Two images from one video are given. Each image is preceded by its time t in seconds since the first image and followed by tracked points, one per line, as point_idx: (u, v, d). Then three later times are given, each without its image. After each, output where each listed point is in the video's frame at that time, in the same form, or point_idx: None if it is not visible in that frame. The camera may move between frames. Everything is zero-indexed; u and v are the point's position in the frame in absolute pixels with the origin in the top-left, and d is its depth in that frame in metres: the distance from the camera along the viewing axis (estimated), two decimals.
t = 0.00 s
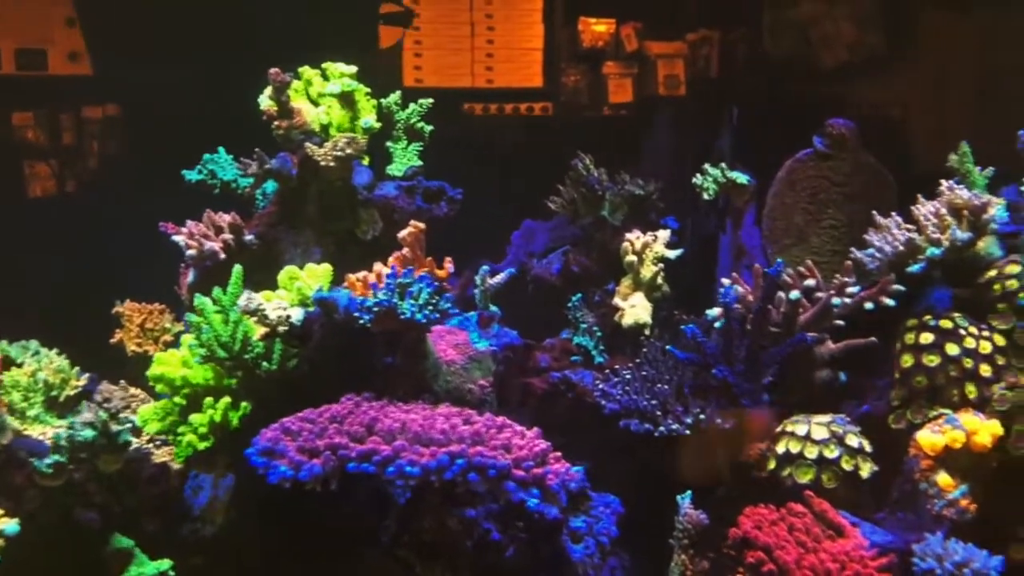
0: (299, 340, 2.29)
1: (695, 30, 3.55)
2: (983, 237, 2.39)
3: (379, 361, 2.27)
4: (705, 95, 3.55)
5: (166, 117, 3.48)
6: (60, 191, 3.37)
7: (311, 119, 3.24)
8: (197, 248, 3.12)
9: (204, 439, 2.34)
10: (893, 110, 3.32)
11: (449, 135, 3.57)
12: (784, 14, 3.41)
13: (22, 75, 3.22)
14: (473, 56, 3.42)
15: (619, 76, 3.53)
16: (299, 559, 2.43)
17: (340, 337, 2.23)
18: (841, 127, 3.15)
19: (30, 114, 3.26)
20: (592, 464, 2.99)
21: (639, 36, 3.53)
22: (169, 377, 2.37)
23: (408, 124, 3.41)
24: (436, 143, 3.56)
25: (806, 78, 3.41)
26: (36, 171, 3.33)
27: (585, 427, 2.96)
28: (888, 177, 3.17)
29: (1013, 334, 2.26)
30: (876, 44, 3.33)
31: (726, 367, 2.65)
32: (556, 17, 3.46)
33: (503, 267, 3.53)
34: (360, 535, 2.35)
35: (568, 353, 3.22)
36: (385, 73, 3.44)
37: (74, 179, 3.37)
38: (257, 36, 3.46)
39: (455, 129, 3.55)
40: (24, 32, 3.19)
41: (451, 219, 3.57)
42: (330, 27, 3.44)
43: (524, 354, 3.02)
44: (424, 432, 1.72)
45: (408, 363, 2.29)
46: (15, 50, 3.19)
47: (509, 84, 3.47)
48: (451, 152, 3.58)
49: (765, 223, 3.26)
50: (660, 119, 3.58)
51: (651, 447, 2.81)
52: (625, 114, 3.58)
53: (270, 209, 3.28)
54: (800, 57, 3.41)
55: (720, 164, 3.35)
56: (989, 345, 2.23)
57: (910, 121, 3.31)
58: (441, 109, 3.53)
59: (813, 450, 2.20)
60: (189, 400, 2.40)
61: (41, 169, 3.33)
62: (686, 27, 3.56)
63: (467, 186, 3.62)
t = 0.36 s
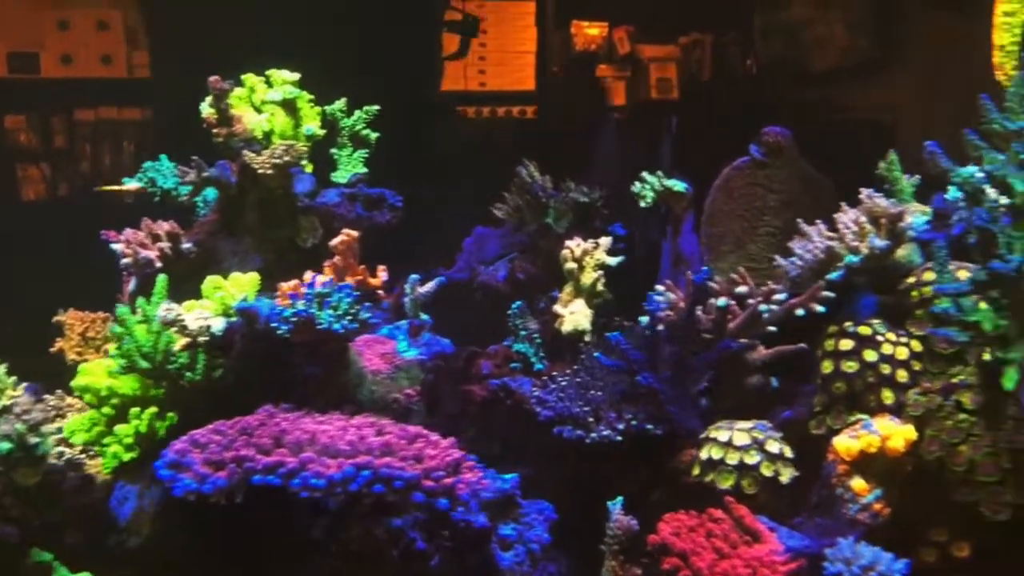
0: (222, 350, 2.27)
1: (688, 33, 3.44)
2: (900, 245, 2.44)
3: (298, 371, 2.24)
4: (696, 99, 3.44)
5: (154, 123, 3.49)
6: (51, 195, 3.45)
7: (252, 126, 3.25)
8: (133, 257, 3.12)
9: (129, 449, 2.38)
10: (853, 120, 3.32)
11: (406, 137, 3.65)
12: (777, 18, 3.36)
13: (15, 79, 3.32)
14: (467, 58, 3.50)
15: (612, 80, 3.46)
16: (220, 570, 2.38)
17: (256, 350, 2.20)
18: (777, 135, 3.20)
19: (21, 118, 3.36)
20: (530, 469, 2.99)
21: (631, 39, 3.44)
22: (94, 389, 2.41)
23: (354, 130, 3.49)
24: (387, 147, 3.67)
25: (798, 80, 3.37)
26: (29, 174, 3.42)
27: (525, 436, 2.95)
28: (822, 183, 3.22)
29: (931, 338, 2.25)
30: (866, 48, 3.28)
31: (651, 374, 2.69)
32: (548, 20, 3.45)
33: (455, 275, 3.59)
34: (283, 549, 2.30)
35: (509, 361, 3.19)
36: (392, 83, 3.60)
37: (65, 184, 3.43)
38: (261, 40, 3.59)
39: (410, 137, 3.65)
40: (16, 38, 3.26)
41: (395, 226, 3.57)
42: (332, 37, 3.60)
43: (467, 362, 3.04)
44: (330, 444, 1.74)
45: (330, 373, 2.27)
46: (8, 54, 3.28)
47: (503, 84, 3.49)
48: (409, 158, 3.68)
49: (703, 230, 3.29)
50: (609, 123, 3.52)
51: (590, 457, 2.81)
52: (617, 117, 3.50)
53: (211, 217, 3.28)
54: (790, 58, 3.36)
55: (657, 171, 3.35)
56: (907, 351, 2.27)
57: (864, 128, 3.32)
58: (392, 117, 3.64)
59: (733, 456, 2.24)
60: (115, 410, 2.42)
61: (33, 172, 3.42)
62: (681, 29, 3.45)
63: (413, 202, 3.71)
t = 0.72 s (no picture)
0: (118, 354, 2.23)
1: (682, 34, 3.40)
2: (805, 245, 2.50)
3: (196, 374, 2.18)
4: (696, 98, 3.38)
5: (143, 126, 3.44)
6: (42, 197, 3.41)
7: (174, 125, 3.20)
8: (46, 259, 3.05)
9: (28, 458, 2.19)
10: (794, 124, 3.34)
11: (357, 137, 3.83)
12: (770, 17, 3.34)
13: (10, 79, 3.35)
14: (455, 58, 3.53)
15: (608, 81, 3.35)
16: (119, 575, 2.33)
17: (153, 354, 2.16)
18: (700, 136, 3.21)
19: (14, 118, 3.36)
20: (455, 471, 2.98)
21: (625, 40, 3.37)
22: None
23: (283, 131, 3.53)
24: (326, 147, 3.84)
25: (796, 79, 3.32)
26: (21, 175, 3.39)
27: (445, 437, 3.02)
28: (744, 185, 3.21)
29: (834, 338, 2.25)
30: (861, 48, 3.20)
31: (558, 376, 2.65)
32: (543, 20, 3.37)
33: (393, 276, 3.60)
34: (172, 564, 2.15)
35: (432, 363, 3.22)
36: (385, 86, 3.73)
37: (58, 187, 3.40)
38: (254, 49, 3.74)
39: (359, 142, 3.83)
40: (15, 39, 3.34)
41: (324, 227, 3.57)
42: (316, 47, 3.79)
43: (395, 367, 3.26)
44: (208, 451, 1.80)
45: (229, 378, 2.20)
46: (5, 55, 3.34)
47: (490, 81, 3.49)
48: (360, 166, 3.84)
49: (629, 230, 3.27)
50: (546, 125, 3.40)
51: (512, 456, 2.81)
52: (614, 118, 3.36)
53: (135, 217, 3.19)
54: (789, 62, 3.32)
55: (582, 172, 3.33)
56: (810, 350, 2.28)
57: (799, 131, 3.33)
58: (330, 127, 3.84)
59: (638, 456, 2.24)
60: (14, 418, 2.24)
61: (26, 174, 3.39)
62: (677, 30, 3.41)
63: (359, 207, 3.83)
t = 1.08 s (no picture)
0: (47, 351, 2.20)
1: (681, 34, 3.35)
2: (744, 240, 2.57)
3: (126, 372, 2.13)
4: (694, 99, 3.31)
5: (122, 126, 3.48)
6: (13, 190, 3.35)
7: (123, 122, 3.22)
8: None
9: None
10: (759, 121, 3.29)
11: (330, 136, 3.71)
12: (768, 19, 3.24)
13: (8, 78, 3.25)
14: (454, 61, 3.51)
15: (608, 80, 3.30)
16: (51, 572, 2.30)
17: (84, 351, 2.13)
18: (651, 133, 3.21)
19: (15, 118, 3.30)
20: (406, 469, 2.97)
21: (625, 40, 3.32)
22: None
23: (237, 128, 3.48)
24: (304, 143, 3.71)
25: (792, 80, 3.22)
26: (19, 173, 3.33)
27: (393, 434, 2.99)
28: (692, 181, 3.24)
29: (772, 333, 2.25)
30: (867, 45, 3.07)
31: (498, 372, 2.65)
32: (541, 19, 3.33)
33: (354, 275, 3.51)
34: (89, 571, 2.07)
35: (384, 361, 3.23)
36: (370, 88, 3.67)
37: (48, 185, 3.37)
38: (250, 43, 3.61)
39: (332, 141, 3.72)
40: (15, 38, 3.23)
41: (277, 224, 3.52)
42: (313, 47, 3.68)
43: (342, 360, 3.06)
44: (124, 448, 1.85)
45: (158, 376, 2.16)
46: (5, 54, 3.23)
47: (477, 79, 3.47)
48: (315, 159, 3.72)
49: (580, 228, 3.30)
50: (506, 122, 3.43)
51: (457, 455, 2.77)
52: (614, 118, 3.33)
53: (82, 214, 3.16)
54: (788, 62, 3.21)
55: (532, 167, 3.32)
56: (747, 345, 2.30)
57: (755, 131, 3.33)
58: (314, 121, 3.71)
59: (575, 452, 2.24)
60: None
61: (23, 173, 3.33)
62: (676, 29, 3.36)
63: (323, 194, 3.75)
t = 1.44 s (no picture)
0: None
1: (688, 33, 3.26)
2: (707, 236, 2.57)
3: (79, 368, 2.16)
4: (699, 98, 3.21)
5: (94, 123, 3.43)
6: None
7: (90, 118, 3.19)
8: None
9: None
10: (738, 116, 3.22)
11: (317, 134, 3.71)
12: (775, 18, 3.16)
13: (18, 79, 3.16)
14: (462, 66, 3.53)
15: (614, 80, 3.24)
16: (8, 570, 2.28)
17: (38, 347, 2.14)
18: (622, 129, 3.19)
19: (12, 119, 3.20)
20: (375, 468, 2.94)
21: (632, 39, 3.24)
22: None
23: (207, 125, 3.41)
24: (287, 141, 3.68)
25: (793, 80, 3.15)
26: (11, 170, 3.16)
27: (362, 432, 2.97)
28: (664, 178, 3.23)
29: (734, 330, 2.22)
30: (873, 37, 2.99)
31: (459, 369, 2.62)
32: (548, 18, 3.27)
33: (330, 273, 3.45)
34: (37, 573, 2.04)
35: (354, 358, 3.19)
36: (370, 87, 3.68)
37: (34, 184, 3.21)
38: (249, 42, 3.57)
39: (318, 141, 3.71)
40: (15, 39, 3.09)
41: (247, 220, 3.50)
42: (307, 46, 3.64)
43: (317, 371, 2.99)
44: (66, 446, 1.88)
45: (113, 373, 2.17)
46: (10, 55, 3.11)
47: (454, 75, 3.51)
48: (292, 158, 3.69)
49: (551, 225, 3.27)
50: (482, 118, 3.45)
51: (424, 452, 2.75)
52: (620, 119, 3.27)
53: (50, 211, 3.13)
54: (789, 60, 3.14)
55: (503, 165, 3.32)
56: (709, 341, 2.28)
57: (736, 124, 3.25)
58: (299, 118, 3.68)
59: (535, 449, 2.23)
60: None
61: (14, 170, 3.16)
62: (682, 28, 3.27)
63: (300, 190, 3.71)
